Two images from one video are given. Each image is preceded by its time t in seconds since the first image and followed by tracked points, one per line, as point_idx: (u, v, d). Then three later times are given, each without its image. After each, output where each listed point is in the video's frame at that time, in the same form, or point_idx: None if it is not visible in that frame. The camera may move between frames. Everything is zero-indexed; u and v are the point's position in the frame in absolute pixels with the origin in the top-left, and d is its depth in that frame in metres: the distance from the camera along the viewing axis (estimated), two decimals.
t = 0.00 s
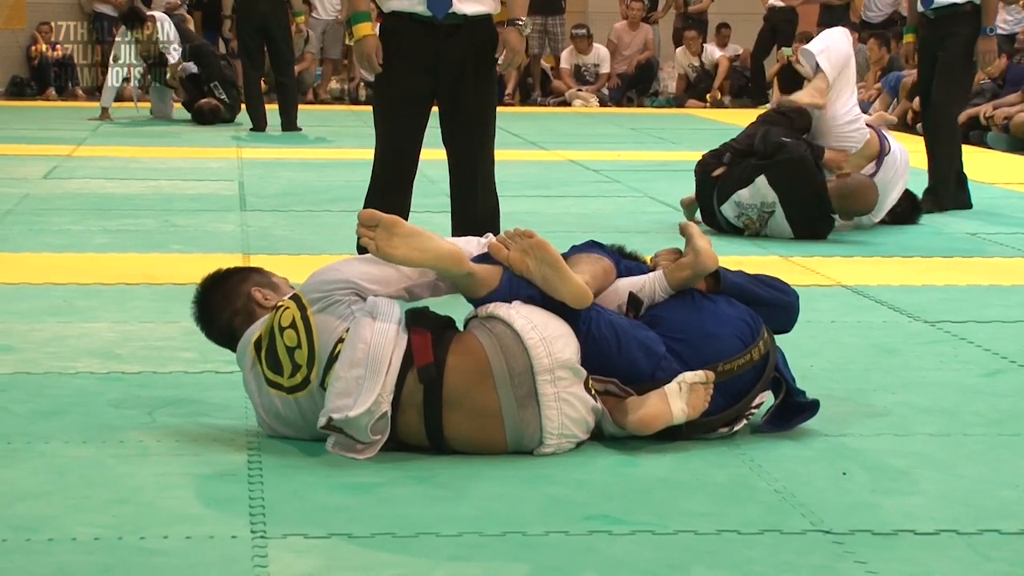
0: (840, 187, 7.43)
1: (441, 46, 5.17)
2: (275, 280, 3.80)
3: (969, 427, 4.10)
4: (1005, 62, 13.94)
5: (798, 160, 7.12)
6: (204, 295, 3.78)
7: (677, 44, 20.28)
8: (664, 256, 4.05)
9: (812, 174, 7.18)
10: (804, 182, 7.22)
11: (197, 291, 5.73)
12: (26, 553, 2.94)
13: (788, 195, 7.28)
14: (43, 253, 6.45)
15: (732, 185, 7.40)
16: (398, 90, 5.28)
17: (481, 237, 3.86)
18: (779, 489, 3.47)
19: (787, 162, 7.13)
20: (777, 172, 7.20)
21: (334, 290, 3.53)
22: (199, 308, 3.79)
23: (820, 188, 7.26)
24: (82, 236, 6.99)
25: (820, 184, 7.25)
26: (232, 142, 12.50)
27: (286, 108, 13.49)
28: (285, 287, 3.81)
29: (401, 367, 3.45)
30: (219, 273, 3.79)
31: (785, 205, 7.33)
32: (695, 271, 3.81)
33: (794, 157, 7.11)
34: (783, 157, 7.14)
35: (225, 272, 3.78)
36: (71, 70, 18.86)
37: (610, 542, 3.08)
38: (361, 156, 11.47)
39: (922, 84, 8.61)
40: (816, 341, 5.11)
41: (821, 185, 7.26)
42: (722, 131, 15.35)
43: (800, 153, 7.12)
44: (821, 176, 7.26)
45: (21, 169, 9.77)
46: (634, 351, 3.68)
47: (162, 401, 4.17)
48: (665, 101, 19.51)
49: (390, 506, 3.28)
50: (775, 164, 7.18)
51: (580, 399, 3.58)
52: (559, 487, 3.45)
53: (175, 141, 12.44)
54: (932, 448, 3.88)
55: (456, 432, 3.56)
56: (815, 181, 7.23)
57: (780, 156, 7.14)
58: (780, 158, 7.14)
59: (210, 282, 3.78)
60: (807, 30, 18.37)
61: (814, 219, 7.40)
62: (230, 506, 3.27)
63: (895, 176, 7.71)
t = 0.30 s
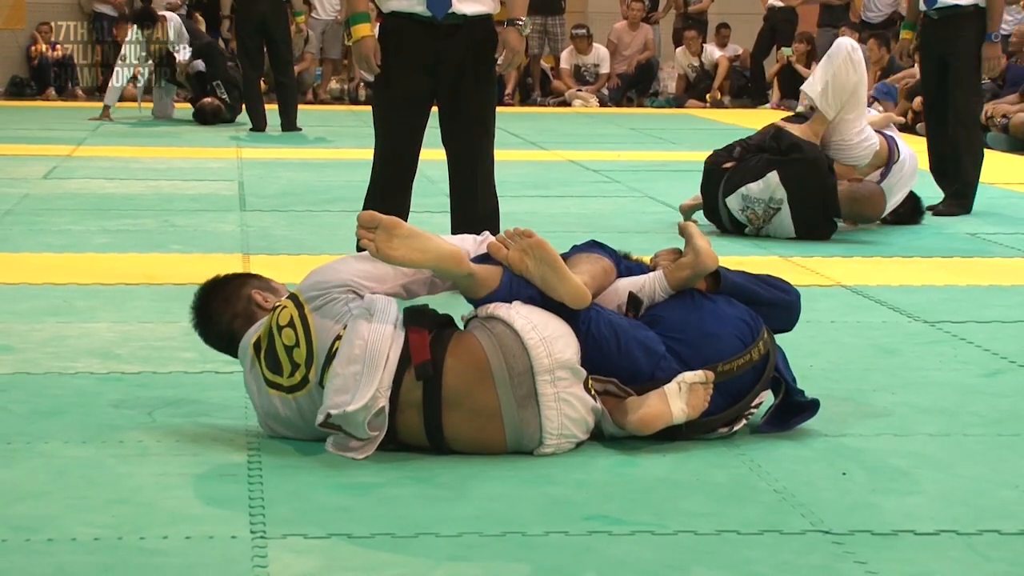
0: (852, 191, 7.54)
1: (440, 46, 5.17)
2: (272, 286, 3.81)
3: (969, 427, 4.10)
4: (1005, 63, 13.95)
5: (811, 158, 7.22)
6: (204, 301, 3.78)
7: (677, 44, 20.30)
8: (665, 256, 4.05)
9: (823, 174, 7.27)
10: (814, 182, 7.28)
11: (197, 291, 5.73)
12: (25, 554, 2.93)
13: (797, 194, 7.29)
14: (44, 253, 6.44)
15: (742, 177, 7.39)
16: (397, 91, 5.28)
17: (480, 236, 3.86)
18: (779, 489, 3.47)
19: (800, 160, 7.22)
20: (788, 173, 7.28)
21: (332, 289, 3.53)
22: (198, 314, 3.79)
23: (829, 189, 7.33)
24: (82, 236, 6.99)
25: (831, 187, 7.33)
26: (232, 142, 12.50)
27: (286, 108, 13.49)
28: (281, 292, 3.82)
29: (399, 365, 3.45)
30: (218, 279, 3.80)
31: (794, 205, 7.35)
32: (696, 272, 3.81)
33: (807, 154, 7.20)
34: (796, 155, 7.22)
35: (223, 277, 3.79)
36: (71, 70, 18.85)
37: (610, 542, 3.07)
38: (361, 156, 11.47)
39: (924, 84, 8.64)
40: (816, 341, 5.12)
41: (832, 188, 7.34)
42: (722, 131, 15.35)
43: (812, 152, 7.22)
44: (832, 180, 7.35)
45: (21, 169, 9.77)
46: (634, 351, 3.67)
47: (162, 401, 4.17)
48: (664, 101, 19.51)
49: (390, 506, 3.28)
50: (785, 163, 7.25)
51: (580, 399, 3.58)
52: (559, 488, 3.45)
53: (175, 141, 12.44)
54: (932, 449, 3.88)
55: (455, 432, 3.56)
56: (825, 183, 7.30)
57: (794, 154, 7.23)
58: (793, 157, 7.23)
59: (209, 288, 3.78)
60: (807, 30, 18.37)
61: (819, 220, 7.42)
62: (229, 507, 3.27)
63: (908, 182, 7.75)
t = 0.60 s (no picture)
0: (851, 192, 7.58)
1: (438, 47, 5.17)
2: (284, 277, 3.80)
3: (969, 427, 4.11)
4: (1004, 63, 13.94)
5: (809, 164, 7.19)
6: (214, 281, 3.76)
7: (676, 45, 20.30)
8: (661, 258, 4.07)
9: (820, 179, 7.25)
10: (812, 186, 7.27)
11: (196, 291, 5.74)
12: (24, 554, 2.93)
13: (795, 200, 7.30)
14: (43, 253, 6.45)
15: (742, 178, 7.39)
16: (396, 91, 5.28)
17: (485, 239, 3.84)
18: (778, 490, 3.47)
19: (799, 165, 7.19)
20: (786, 178, 7.27)
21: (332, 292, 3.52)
22: (206, 292, 3.77)
23: (828, 193, 7.33)
24: (81, 237, 6.99)
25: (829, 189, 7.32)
26: (231, 142, 12.50)
27: (286, 108, 13.49)
28: (292, 285, 3.82)
29: (400, 373, 3.45)
30: (232, 263, 3.78)
31: (792, 210, 7.36)
32: (694, 274, 3.84)
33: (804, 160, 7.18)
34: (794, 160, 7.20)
35: (237, 262, 3.77)
36: (70, 71, 18.86)
37: (609, 543, 3.08)
38: (361, 156, 11.47)
39: (919, 80, 8.63)
40: (816, 342, 5.12)
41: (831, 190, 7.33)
42: (721, 132, 15.35)
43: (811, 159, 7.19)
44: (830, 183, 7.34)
45: (20, 170, 9.77)
46: (633, 351, 3.68)
47: (161, 402, 4.18)
48: (664, 102, 19.51)
49: (389, 506, 3.28)
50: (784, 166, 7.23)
51: (579, 403, 3.59)
52: (558, 488, 3.46)
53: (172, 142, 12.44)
54: (932, 449, 3.88)
55: (454, 436, 3.57)
56: (824, 187, 7.29)
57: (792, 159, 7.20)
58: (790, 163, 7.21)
59: (225, 267, 3.77)
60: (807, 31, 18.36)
61: (819, 221, 7.43)
62: (229, 507, 3.27)
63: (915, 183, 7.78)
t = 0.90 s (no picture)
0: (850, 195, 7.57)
1: (438, 47, 5.17)
2: (282, 277, 3.80)
3: (969, 427, 4.10)
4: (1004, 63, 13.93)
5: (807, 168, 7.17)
6: (211, 281, 3.74)
7: (676, 44, 20.29)
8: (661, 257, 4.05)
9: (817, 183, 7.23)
10: (811, 190, 7.26)
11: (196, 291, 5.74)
12: (24, 554, 2.93)
13: (793, 202, 7.30)
14: (43, 253, 6.44)
15: (741, 178, 7.38)
16: (397, 91, 5.28)
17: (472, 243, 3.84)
18: (778, 490, 3.47)
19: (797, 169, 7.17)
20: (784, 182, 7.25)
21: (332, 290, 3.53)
22: (202, 294, 3.76)
23: (825, 198, 7.32)
24: (81, 237, 6.99)
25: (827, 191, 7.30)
26: (231, 142, 12.50)
27: (286, 108, 13.48)
28: (289, 285, 3.82)
29: (400, 373, 3.45)
30: (229, 263, 3.77)
31: (790, 213, 7.36)
32: (694, 272, 3.84)
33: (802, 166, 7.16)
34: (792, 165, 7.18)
35: (235, 263, 3.76)
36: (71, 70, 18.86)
37: (609, 543, 3.08)
38: (361, 156, 11.47)
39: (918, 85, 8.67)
40: (816, 342, 5.12)
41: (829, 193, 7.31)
42: (721, 132, 15.34)
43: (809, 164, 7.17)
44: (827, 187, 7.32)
45: (20, 170, 9.77)
46: (632, 351, 3.69)
47: (161, 402, 4.18)
48: (664, 102, 19.50)
49: (388, 506, 3.28)
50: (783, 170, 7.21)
51: (579, 403, 3.59)
52: (558, 488, 3.45)
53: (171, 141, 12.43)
54: (932, 449, 3.88)
55: (455, 436, 3.56)
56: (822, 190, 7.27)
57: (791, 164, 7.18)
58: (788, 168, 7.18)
59: (223, 267, 3.75)
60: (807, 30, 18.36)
61: (817, 223, 7.42)
62: (229, 507, 3.27)
63: (927, 185, 7.72)
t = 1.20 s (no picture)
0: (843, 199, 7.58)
1: (439, 48, 5.17)
2: (270, 286, 3.81)
3: (968, 428, 4.11)
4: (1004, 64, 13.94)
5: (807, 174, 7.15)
6: (201, 295, 3.76)
7: (676, 45, 20.30)
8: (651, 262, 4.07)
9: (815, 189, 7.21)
10: (807, 196, 7.23)
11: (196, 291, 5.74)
12: (23, 554, 2.93)
13: (790, 204, 7.29)
14: (44, 254, 6.44)
15: (742, 172, 7.37)
16: (396, 92, 5.28)
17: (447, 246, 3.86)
18: (778, 490, 3.47)
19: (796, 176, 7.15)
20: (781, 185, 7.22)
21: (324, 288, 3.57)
22: (194, 307, 3.77)
23: (820, 205, 7.29)
24: (81, 237, 6.99)
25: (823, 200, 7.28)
26: (230, 143, 12.50)
27: (286, 109, 13.48)
28: (278, 292, 3.83)
29: (398, 366, 3.45)
30: (217, 277, 3.78)
31: (786, 214, 7.35)
32: (685, 276, 3.85)
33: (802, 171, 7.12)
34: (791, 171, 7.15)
35: (223, 276, 3.78)
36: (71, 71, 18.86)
37: (609, 543, 3.08)
38: (360, 157, 11.47)
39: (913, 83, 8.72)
40: (816, 342, 5.12)
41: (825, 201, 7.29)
42: (721, 133, 15.35)
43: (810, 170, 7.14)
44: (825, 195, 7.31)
45: (20, 170, 9.77)
46: (627, 350, 3.68)
47: (161, 402, 4.18)
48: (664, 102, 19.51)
49: (388, 506, 3.28)
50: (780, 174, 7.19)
51: (578, 402, 3.59)
52: (558, 488, 3.46)
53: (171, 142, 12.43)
54: (932, 449, 3.88)
55: (454, 435, 3.56)
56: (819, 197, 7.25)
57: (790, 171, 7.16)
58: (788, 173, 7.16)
59: (210, 283, 3.77)
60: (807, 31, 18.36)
61: (813, 228, 7.41)
62: (229, 508, 3.27)
63: (934, 192, 7.71)
